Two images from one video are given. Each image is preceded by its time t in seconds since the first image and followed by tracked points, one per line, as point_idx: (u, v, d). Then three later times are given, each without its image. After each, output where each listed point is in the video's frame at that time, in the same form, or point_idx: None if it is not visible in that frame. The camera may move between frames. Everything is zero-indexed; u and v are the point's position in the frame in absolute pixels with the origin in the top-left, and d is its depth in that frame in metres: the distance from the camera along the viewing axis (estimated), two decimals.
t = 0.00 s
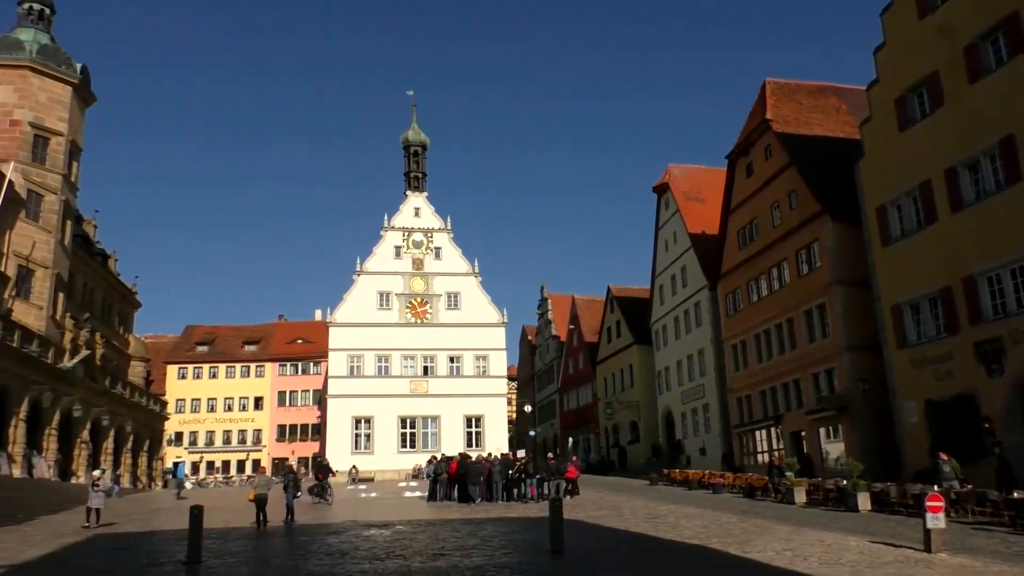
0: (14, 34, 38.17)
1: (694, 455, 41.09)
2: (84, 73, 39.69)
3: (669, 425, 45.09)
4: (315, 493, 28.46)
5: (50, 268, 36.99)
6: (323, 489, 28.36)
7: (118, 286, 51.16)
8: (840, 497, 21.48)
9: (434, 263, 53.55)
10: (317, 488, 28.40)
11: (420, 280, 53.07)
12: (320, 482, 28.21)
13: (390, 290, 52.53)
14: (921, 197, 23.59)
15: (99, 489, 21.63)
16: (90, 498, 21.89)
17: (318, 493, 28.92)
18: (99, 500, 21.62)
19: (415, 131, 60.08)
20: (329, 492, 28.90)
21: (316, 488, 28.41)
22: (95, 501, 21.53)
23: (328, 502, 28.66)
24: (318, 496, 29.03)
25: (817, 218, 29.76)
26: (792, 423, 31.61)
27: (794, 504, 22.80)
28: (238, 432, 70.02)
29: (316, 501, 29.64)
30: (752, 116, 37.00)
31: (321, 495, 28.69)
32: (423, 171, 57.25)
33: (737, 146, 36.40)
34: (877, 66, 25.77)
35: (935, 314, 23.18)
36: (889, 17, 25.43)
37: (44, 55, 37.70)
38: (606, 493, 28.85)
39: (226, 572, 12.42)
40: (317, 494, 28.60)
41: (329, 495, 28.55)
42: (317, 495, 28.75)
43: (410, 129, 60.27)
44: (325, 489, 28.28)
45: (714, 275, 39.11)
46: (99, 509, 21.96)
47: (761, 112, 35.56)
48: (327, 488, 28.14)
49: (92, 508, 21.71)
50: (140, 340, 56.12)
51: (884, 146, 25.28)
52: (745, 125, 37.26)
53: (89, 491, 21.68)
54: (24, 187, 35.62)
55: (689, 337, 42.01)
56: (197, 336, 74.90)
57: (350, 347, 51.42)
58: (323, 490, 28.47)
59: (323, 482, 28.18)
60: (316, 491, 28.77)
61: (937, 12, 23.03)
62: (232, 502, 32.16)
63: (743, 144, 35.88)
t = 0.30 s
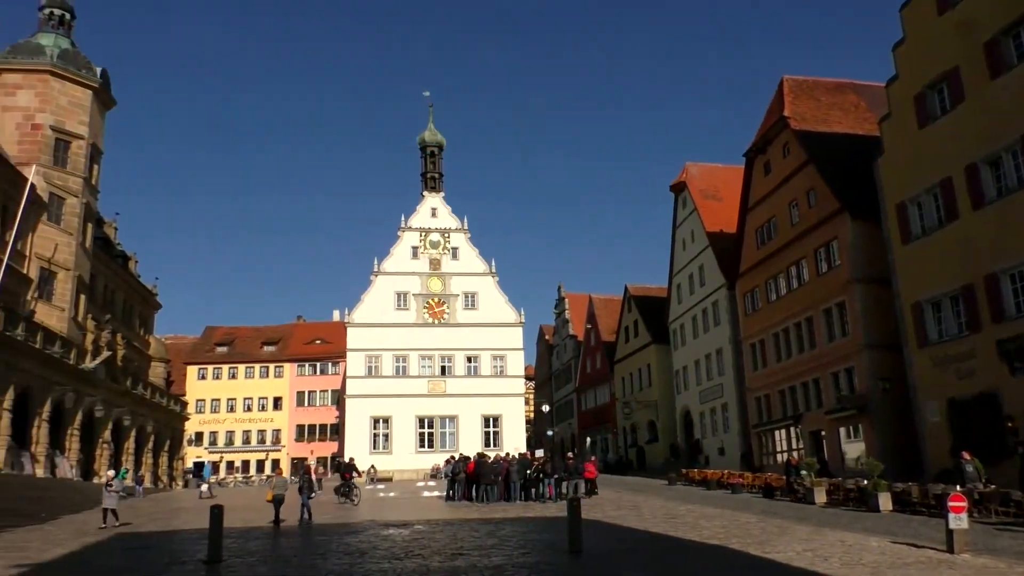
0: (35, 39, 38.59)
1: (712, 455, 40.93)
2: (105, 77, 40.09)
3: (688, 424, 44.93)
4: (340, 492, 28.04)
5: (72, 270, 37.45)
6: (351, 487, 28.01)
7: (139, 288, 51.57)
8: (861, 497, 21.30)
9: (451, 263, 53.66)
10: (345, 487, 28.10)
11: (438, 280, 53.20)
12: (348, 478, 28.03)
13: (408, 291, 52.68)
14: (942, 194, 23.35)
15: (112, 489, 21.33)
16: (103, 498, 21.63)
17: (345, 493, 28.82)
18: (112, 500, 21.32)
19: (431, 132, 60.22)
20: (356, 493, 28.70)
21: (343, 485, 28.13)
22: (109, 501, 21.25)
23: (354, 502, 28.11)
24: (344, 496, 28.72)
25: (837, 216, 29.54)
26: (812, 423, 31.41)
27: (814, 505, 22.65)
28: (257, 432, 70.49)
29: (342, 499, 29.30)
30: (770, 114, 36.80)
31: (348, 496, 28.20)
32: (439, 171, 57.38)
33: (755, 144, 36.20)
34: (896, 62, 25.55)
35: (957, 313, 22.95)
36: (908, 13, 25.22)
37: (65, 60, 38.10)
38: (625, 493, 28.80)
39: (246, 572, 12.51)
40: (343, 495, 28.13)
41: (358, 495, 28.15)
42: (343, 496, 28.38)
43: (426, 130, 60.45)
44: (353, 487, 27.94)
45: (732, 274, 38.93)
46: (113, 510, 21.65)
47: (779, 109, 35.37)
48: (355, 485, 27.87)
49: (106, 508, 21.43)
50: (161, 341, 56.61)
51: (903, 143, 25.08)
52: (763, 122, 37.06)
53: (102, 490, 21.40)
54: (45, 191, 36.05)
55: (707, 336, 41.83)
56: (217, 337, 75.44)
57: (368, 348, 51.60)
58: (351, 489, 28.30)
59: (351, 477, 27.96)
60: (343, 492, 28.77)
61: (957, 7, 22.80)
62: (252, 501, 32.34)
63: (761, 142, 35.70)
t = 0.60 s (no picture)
0: (54, 45, 38.99)
1: (730, 454, 40.74)
2: (122, 81, 40.44)
3: (705, 423, 44.75)
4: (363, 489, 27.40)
5: (91, 273, 37.85)
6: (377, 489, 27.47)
7: (157, 290, 52.00)
8: (881, 496, 21.13)
9: (466, 263, 53.74)
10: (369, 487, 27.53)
11: (453, 280, 53.29)
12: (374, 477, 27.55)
13: (424, 291, 52.81)
14: (961, 189, 23.12)
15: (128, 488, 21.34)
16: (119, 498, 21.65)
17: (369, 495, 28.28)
18: (128, 500, 21.31)
19: (446, 132, 60.32)
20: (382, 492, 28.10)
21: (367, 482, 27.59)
22: (125, 501, 21.22)
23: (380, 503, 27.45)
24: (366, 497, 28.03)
25: (854, 213, 29.33)
26: (830, 421, 31.19)
27: (833, 504, 22.50)
28: (275, 432, 70.88)
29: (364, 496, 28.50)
30: (786, 111, 36.59)
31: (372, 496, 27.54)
32: (455, 171, 57.50)
33: (771, 141, 36.03)
34: (914, 57, 25.32)
35: (977, 310, 22.72)
36: (926, 7, 24.99)
37: (82, 64, 38.43)
38: (643, 493, 28.73)
39: (265, 572, 12.56)
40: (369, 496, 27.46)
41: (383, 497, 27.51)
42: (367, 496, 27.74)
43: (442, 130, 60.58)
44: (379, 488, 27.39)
45: (749, 271, 38.74)
46: (127, 511, 21.64)
47: (796, 105, 35.17)
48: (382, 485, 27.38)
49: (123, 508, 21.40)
50: (180, 342, 57.01)
51: (922, 138, 24.85)
52: (779, 119, 36.86)
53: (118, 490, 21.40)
54: (66, 195, 36.44)
55: (724, 334, 41.62)
56: (235, 338, 75.90)
57: (385, 348, 51.76)
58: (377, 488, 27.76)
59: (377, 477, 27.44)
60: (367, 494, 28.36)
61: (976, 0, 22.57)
62: (270, 501, 32.51)
63: (778, 139, 35.50)
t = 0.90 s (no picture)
0: (77, 50, 39.41)
1: (753, 452, 40.47)
2: (144, 85, 40.79)
3: (727, 422, 44.48)
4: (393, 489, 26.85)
5: (116, 276, 38.28)
6: (409, 488, 27.07)
7: (181, 292, 52.52)
8: (906, 494, 20.88)
9: (486, 263, 53.78)
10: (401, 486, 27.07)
11: (473, 280, 53.37)
12: (404, 477, 27.14)
13: (443, 291, 52.92)
14: (986, 184, 22.81)
15: (148, 491, 21.25)
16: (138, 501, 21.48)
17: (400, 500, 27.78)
18: (149, 502, 21.19)
19: (464, 132, 60.42)
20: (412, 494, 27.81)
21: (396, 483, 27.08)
22: (145, 502, 21.10)
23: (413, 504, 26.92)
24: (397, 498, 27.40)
25: (877, 208, 29.04)
26: (854, 419, 30.89)
27: (859, 502, 22.27)
28: (297, 433, 71.33)
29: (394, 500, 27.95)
30: (807, 106, 36.27)
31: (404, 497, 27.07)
32: (473, 171, 57.60)
33: (792, 136, 35.77)
34: (937, 50, 25.02)
35: (1004, 306, 22.39)
36: None
37: (105, 69, 38.73)
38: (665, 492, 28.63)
39: (289, 571, 12.64)
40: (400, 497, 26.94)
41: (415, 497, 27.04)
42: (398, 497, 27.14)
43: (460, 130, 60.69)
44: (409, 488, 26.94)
45: (770, 269, 38.46)
46: (146, 514, 21.43)
47: (816, 101, 34.87)
48: (412, 484, 27.05)
49: (143, 511, 21.23)
50: (202, 343, 57.47)
51: (945, 132, 24.56)
52: (800, 115, 36.56)
53: (138, 493, 21.29)
54: (89, 198, 36.90)
55: (745, 332, 41.34)
56: (257, 339, 76.43)
57: (405, 348, 51.92)
58: (408, 489, 27.37)
59: (406, 477, 27.00)
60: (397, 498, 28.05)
61: None
62: (293, 501, 32.69)
63: (798, 135, 35.22)
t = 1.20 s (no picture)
0: (95, 54, 39.75)
1: (771, 451, 40.26)
2: (161, 87, 41.06)
3: (745, 420, 44.27)
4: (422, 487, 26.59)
5: (134, 276, 38.62)
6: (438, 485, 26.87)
7: (199, 293, 52.96)
8: (927, 493, 20.71)
9: (502, 262, 53.82)
10: (429, 484, 26.84)
11: (489, 279, 53.43)
12: (432, 474, 27.03)
13: (459, 290, 53.02)
14: (1007, 179, 22.57)
15: (165, 490, 21.22)
16: (155, 501, 21.48)
17: (428, 501, 27.46)
18: (166, 501, 21.14)
19: (479, 131, 60.46)
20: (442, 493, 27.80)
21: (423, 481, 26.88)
22: (162, 501, 21.10)
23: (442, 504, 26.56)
24: (425, 497, 27.00)
25: (896, 204, 28.79)
26: (873, 417, 30.68)
27: (878, 501, 22.12)
28: (315, 432, 71.69)
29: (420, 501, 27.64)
30: (824, 102, 36.04)
31: (432, 496, 26.75)
32: (489, 170, 57.67)
33: (809, 133, 35.56)
34: (956, 44, 24.78)
35: None
36: None
37: (123, 72, 39.02)
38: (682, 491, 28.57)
39: (308, 570, 12.72)
40: (429, 495, 26.57)
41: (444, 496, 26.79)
42: (425, 495, 26.70)
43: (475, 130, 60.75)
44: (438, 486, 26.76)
45: (787, 266, 38.25)
46: (165, 512, 21.55)
47: (833, 97, 34.64)
48: (439, 483, 26.96)
49: (159, 509, 21.24)
50: (221, 343, 57.91)
51: (964, 126, 24.34)
52: (817, 111, 36.33)
53: (155, 492, 21.27)
54: (108, 200, 37.28)
55: (763, 330, 41.12)
56: (274, 339, 76.85)
57: (421, 347, 52.03)
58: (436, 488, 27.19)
59: (434, 475, 26.92)
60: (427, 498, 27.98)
61: None
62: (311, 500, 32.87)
63: (815, 131, 35.00)
